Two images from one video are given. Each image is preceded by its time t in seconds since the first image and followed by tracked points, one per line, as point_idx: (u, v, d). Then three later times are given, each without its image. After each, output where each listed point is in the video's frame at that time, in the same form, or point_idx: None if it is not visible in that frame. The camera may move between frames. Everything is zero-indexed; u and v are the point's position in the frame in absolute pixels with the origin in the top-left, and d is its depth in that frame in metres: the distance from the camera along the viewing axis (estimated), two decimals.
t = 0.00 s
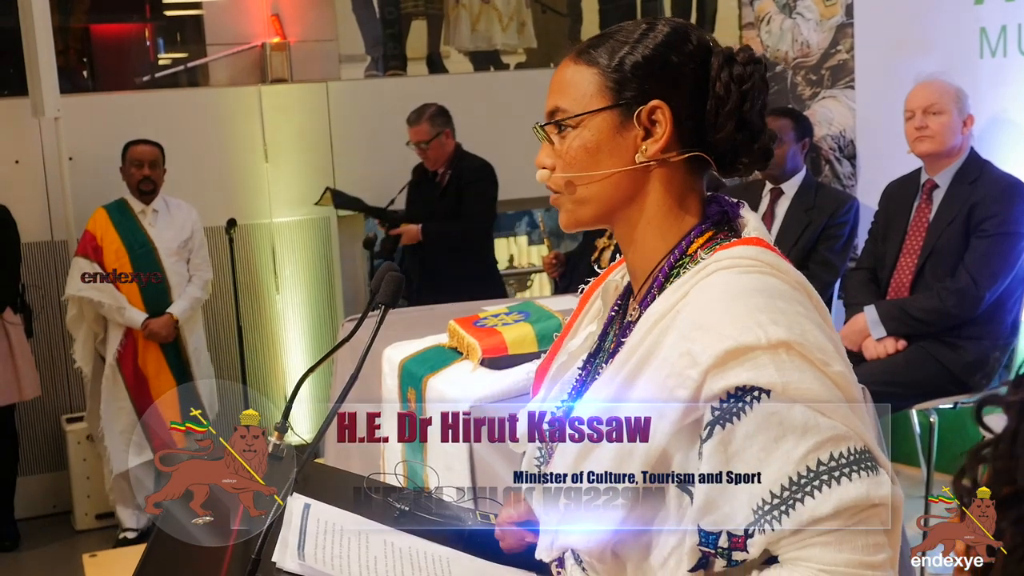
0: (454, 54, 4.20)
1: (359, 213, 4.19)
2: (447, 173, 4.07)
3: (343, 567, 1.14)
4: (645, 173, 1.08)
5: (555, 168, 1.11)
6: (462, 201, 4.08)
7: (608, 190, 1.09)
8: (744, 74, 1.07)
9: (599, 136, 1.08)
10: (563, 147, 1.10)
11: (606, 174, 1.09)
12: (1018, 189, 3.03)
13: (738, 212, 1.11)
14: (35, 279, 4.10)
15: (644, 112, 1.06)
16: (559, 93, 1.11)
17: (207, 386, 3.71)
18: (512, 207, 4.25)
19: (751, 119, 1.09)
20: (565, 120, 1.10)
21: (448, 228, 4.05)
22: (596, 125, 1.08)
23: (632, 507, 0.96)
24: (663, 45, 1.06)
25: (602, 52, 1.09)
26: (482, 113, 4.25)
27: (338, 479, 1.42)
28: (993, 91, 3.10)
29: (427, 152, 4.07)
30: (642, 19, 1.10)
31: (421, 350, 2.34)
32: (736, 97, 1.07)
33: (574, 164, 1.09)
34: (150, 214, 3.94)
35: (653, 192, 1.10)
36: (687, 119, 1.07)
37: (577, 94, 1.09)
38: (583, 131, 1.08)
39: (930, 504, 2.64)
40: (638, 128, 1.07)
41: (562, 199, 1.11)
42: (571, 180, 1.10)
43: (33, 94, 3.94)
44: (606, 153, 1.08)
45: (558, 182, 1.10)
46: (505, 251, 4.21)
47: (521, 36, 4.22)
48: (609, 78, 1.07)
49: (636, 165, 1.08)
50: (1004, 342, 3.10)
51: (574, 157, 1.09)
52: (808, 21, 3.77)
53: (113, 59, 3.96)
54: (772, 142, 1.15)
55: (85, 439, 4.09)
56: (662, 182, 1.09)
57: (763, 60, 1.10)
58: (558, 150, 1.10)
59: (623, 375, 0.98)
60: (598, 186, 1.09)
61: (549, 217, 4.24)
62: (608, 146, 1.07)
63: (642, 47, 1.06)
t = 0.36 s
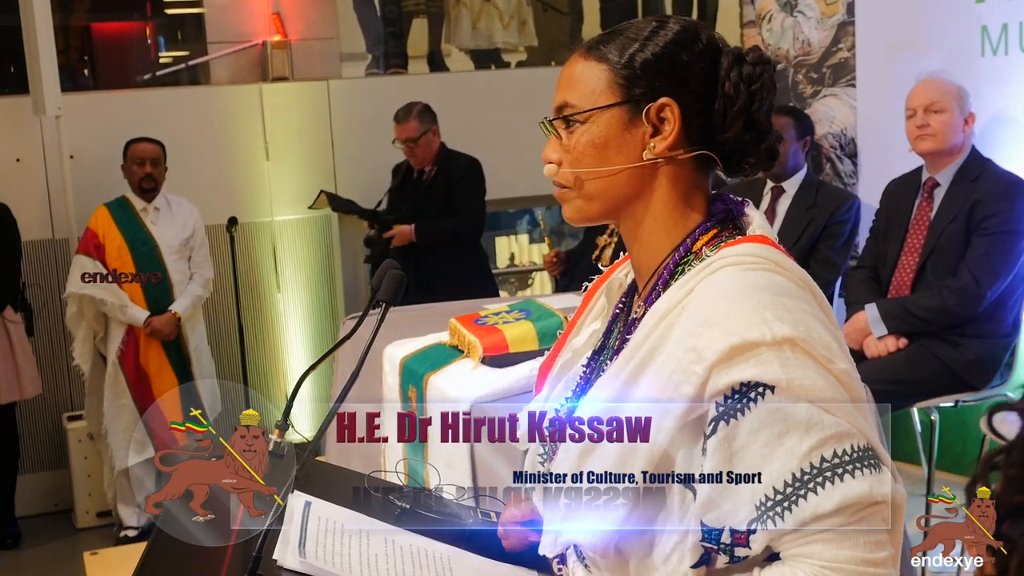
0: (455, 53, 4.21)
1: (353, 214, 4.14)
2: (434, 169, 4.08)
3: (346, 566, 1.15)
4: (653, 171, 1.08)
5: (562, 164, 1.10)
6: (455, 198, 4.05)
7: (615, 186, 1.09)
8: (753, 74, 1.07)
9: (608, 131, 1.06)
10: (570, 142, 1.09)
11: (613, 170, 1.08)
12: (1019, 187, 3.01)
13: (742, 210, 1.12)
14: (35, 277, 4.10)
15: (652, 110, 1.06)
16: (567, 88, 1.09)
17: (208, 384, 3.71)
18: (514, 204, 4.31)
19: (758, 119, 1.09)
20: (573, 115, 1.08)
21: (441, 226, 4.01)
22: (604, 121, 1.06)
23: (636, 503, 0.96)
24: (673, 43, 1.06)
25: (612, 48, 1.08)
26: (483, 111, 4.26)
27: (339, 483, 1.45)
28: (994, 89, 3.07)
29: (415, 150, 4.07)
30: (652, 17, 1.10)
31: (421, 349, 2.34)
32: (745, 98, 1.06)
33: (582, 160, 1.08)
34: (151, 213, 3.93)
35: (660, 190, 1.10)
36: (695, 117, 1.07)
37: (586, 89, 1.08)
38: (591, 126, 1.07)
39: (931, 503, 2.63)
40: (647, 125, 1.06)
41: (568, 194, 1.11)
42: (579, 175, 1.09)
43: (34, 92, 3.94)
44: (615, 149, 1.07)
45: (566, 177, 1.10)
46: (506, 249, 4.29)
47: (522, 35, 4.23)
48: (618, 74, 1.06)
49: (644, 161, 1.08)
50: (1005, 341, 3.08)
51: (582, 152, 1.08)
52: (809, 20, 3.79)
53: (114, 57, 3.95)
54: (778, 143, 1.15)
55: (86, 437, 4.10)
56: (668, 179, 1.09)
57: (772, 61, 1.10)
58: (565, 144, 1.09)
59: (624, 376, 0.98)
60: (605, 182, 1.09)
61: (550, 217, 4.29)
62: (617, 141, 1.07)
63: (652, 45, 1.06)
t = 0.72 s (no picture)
0: (456, 54, 4.21)
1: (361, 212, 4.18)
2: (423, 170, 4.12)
3: (347, 567, 1.14)
4: (660, 172, 1.09)
5: (569, 163, 1.10)
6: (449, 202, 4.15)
7: (622, 187, 1.09)
8: (762, 76, 1.07)
9: (616, 132, 1.07)
10: (579, 143, 1.09)
11: (621, 171, 1.08)
12: (1020, 189, 3.02)
13: (749, 212, 1.11)
14: (36, 279, 4.10)
15: (661, 111, 1.06)
16: (575, 88, 1.10)
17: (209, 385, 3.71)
18: (514, 206, 4.33)
19: (767, 121, 1.09)
20: (581, 115, 1.09)
21: (442, 234, 4.10)
22: (612, 122, 1.07)
23: (639, 505, 0.96)
24: (683, 45, 1.06)
25: (621, 49, 1.08)
26: (484, 113, 4.26)
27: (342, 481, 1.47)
28: (996, 91, 3.11)
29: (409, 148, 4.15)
30: (661, 18, 1.09)
31: (422, 350, 2.35)
32: (754, 100, 1.06)
33: (589, 161, 1.08)
34: (155, 214, 3.94)
35: (667, 192, 1.10)
36: (704, 119, 1.07)
37: (594, 90, 1.08)
38: (599, 127, 1.08)
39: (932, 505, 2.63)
40: (655, 126, 1.06)
41: (576, 194, 1.11)
42: (586, 176, 1.09)
43: (35, 94, 3.94)
44: (622, 150, 1.07)
45: (573, 177, 1.10)
46: (507, 250, 4.31)
47: (523, 35, 4.24)
48: (627, 76, 1.06)
49: (652, 163, 1.08)
50: (1007, 342, 3.08)
51: (590, 152, 1.08)
52: (810, 21, 3.79)
53: (115, 58, 3.96)
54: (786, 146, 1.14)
55: (87, 439, 4.10)
56: (676, 181, 1.09)
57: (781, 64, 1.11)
58: (573, 145, 1.09)
59: (625, 382, 0.98)
60: (613, 183, 1.09)
61: (551, 218, 4.30)
62: (625, 142, 1.07)
63: (661, 47, 1.06)
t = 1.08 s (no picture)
0: (456, 53, 4.20)
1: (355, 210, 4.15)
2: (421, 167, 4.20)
3: (347, 565, 1.14)
4: (670, 180, 1.09)
5: (577, 167, 1.10)
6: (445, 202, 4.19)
7: (631, 194, 1.09)
8: (776, 87, 1.07)
9: (626, 139, 1.06)
10: (587, 147, 1.08)
11: (630, 179, 1.08)
12: (1019, 189, 3.03)
13: (757, 213, 1.14)
14: (35, 277, 4.10)
15: (672, 120, 1.06)
16: (583, 89, 1.09)
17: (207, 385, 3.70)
18: (513, 205, 4.33)
19: (778, 133, 1.10)
20: (591, 120, 1.08)
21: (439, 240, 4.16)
22: (622, 129, 1.06)
23: (643, 506, 0.96)
24: (694, 50, 1.06)
25: (629, 51, 1.07)
26: (483, 112, 4.26)
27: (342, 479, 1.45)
28: (995, 91, 3.13)
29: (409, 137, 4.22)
30: (672, 17, 1.08)
31: (422, 349, 2.34)
32: (766, 111, 1.07)
33: (598, 167, 1.08)
34: (154, 212, 3.95)
35: (676, 197, 1.11)
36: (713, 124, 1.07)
37: (601, 92, 1.07)
38: (609, 134, 1.07)
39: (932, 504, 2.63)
40: (666, 135, 1.06)
41: (584, 198, 1.10)
42: (596, 181, 1.09)
43: (35, 92, 3.95)
44: (632, 158, 1.07)
45: (582, 181, 1.10)
46: (506, 249, 4.33)
47: (522, 35, 4.23)
48: (639, 81, 1.05)
49: (662, 170, 1.08)
50: (1006, 342, 3.09)
51: (599, 158, 1.07)
52: (810, 20, 3.77)
53: (115, 57, 3.96)
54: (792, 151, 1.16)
55: (86, 436, 4.11)
56: (684, 187, 1.10)
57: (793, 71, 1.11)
58: (580, 148, 1.09)
59: (638, 374, 0.97)
60: (622, 190, 1.09)
61: (550, 217, 4.26)
62: (636, 150, 1.07)
63: (674, 54, 1.05)
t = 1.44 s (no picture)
0: (457, 53, 4.20)
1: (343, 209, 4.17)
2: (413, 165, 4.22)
3: (348, 565, 1.14)
4: (684, 182, 1.10)
5: (589, 170, 1.10)
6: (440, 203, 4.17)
7: (644, 197, 1.09)
8: (792, 92, 1.07)
9: (638, 144, 1.07)
10: (600, 149, 1.08)
11: (643, 182, 1.09)
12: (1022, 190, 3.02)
13: (772, 220, 1.14)
14: (36, 277, 4.09)
15: (687, 123, 1.06)
16: (594, 90, 1.09)
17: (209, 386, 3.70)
18: (515, 205, 4.33)
19: (793, 139, 1.10)
20: (603, 122, 1.08)
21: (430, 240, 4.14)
22: (635, 132, 1.07)
23: (669, 510, 1.01)
24: (710, 53, 1.05)
25: (642, 50, 1.07)
26: (485, 112, 4.26)
27: (340, 481, 1.41)
28: (997, 92, 3.09)
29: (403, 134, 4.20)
30: (689, 16, 1.08)
31: (423, 349, 2.35)
32: (782, 116, 1.07)
33: (611, 169, 1.09)
34: (155, 213, 3.94)
35: (689, 199, 1.11)
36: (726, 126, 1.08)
37: (613, 93, 1.07)
38: (623, 136, 1.07)
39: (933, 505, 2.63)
40: (680, 137, 1.07)
41: (594, 201, 1.12)
42: (612, 185, 1.09)
43: (37, 93, 3.95)
44: (645, 161, 1.07)
45: (593, 185, 1.11)
46: (507, 250, 4.34)
47: (524, 35, 4.23)
48: (653, 83, 1.05)
49: (676, 174, 1.09)
50: (1007, 342, 3.09)
51: (612, 161, 1.08)
52: (812, 21, 3.73)
53: (117, 57, 3.97)
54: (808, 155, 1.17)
55: (88, 437, 4.10)
56: (698, 190, 1.11)
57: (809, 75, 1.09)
58: (592, 149, 1.09)
59: (662, 386, 1.02)
60: (635, 193, 1.09)
61: (552, 217, 4.29)
62: (648, 154, 1.07)
63: (689, 56, 1.05)
